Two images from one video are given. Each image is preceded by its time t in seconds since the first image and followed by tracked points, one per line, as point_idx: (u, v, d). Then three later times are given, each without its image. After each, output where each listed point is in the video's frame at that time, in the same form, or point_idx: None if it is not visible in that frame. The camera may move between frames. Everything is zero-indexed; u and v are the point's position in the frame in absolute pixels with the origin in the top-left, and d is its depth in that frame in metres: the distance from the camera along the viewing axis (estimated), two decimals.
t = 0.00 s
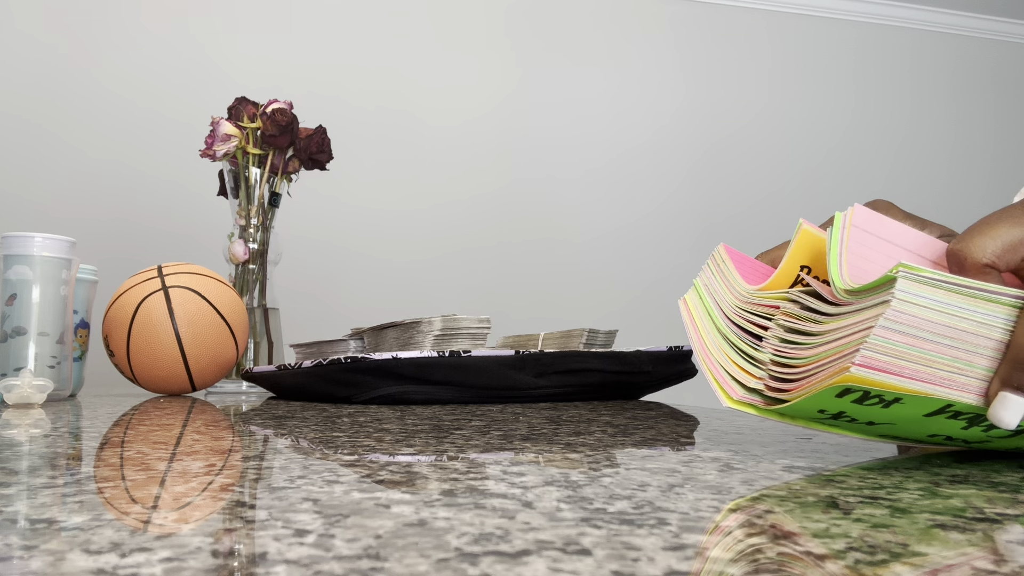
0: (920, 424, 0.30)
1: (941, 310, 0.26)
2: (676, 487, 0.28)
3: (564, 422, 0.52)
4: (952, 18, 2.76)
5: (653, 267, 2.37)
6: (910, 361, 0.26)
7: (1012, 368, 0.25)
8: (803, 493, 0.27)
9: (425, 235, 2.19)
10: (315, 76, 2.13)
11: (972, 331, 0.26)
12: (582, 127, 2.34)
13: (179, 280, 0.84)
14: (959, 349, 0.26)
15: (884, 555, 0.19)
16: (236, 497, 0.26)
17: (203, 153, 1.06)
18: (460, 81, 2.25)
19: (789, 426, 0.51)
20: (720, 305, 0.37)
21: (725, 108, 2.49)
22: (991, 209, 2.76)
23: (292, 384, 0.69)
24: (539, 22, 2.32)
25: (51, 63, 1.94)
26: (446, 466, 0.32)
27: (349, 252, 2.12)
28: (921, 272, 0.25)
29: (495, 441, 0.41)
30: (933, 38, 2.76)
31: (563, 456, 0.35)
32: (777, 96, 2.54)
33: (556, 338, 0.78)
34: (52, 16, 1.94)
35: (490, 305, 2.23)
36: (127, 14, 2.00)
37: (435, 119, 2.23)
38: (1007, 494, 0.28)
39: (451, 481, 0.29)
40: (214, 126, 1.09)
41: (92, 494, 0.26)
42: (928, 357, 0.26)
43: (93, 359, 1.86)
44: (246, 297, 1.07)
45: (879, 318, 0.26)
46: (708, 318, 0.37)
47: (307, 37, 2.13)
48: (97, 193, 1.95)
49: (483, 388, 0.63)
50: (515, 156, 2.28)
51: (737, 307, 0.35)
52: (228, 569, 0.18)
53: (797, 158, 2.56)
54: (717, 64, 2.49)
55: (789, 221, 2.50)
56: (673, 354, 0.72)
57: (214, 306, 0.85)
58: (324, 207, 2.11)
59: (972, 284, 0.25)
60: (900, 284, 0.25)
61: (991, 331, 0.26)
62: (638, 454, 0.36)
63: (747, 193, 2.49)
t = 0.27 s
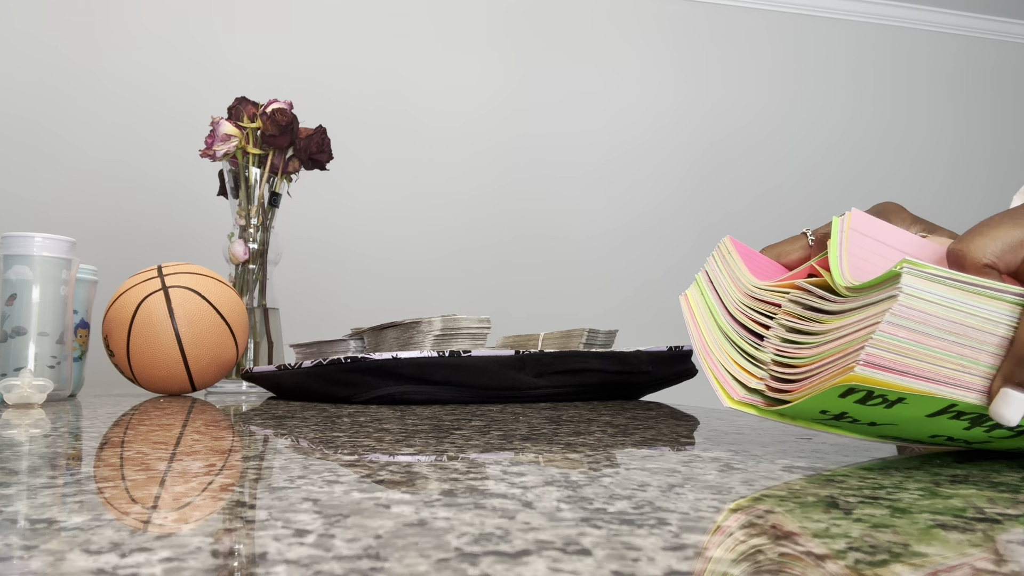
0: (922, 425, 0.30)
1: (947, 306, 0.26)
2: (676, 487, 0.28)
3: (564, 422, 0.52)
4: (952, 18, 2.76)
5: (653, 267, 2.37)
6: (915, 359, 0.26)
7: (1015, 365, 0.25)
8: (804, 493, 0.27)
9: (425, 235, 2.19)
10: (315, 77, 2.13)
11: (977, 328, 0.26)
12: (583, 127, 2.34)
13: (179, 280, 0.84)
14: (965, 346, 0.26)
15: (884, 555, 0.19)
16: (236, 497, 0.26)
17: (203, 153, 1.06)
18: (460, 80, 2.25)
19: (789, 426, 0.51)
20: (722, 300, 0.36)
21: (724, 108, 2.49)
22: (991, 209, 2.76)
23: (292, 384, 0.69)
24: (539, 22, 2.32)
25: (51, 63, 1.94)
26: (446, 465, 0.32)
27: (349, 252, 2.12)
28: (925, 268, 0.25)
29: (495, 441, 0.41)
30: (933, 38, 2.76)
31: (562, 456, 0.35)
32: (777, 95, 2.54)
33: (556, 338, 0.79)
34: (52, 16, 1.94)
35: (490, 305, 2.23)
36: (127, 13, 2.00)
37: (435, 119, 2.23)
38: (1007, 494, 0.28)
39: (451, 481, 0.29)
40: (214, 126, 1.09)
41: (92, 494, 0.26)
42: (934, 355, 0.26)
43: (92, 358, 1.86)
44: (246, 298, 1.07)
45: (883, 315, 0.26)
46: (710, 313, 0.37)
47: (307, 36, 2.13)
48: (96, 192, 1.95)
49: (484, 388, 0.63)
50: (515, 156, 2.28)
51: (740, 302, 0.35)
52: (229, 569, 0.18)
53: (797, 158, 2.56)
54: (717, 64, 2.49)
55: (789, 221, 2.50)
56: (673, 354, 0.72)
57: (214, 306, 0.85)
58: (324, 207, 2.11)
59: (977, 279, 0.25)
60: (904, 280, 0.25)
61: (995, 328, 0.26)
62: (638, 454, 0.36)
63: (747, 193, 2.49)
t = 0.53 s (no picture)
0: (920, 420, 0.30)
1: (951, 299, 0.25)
2: (675, 487, 0.28)
3: (564, 422, 0.52)
4: (952, 18, 2.76)
5: (653, 266, 2.37)
6: (916, 353, 0.26)
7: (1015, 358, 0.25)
8: (804, 493, 0.27)
9: (426, 235, 2.19)
10: (317, 77, 2.14)
11: (979, 321, 0.26)
12: (583, 127, 2.34)
13: (179, 280, 0.84)
14: (966, 339, 0.26)
15: (884, 555, 0.19)
16: (236, 497, 0.26)
17: (203, 154, 1.06)
18: (460, 80, 2.25)
19: (789, 426, 0.51)
20: (724, 294, 0.36)
21: (723, 107, 2.49)
22: (992, 209, 2.76)
23: (292, 384, 0.69)
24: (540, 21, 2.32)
25: (51, 62, 1.94)
26: (446, 465, 0.32)
27: (349, 252, 2.12)
28: (928, 261, 0.25)
29: (495, 441, 0.41)
30: (934, 38, 2.76)
31: (562, 456, 0.35)
32: (777, 95, 2.54)
33: (556, 338, 0.78)
34: (53, 16, 1.95)
35: (490, 305, 2.23)
36: (127, 13, 2.00)
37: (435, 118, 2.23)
38: (1008, 493, 0.28)
39: (451, 481, 0.29)
40: (214, 126, 1.08)
41: (92, 494, 0.26)
42: (937, 348, 0.26)
43: (92, 358, 1.86)
44: (246, 297, 1.07)
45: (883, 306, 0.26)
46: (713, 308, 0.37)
47: (307, 36, 2.13)
48: (97, 192, 1.95)
49: (484, 388, 0.63)
50: (516, 156, 2.28)
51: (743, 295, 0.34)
52: (229, 569, 0.18)
53: (797, 158, 2.56)
54: (718, 65, 2.49)
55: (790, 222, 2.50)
56: (673, 354, 0.72)
57: (214, 306, 0.85)
58: (324, 206, 2.11)
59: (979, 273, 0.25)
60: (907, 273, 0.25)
61: (998, 321, 0.26)
62: (638, 454, 0.36)
63: (747, 193, 2.49)
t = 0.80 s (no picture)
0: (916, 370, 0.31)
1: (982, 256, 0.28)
2: (675, 487, 0.28)
3: (564, 422, 0.52)
4: (952, 18, 2.76)
5: (653, 267, 2.37)
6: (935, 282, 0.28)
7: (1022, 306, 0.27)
8: (804, 492, 0.27)
9: (425, 235, 2.19)
10: (317, 77, 2.14)
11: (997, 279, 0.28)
12: (582, 127, 2.34)
13: (179, 280, 0.84)
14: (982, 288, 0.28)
15: (884, 555, 0.19)
16: (236, 497, 0.26)
17: (203, 154, 1.05)
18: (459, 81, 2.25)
19: (789, 426, 0.50)
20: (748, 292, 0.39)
21: (722, 107, 2.49)
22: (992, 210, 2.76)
23: (292, 384, 0.69)
24: (538, 21, 2.32)
25: (51, 62, 1.94)
26: (446, 465, 0.32)
27: (349, 253, 2.12)
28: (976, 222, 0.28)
29: (495, 441, 0.41)
30: (933, 38, 2.76)
31: (563, 456, 0.35)
32: (776, 96, 2.54)
33: (556, 338, 0.78)
34: (53, 16, 1.95)
35: (490, 305, 2.23)
36: (127, 13, 2.00)
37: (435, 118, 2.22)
38: (1007, 494, 0.27)
39: (451, 481, 0.29)
40: (214, 127, 1.08)
41: (91, 494, 0.26)
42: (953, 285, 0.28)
43: (92, 358, 1.86)
44: (246, 297, 1.07)
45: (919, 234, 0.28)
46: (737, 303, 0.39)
47: (307, 36, 2.13)
48: (97, 193, 1.95)
49: (484, 388, 0.63)
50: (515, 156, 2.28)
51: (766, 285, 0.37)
52: (229, 569, 0.18)
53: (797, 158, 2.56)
54: (717, 65, 2.49)
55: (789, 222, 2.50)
56: (672, 354, 0.72)
57: (214, 306, 0.85)
58: (324, 207, 2.11)
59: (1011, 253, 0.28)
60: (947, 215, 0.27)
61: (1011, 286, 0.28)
62: (638, 454, 0.36)
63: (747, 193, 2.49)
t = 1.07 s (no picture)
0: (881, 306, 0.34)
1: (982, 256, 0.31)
2: (676, 487, 0.28)
3: (564, 422, 0.52)
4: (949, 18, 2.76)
5: (651, 267, 2.37)
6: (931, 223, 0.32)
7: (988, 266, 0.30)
8: (804, 493, 0.27)
9: (425, 235, 2.19)
10: (317, 77, 2.14)
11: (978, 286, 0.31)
12: (579, 127, 2.34)
13: (179, 280, 0.84)
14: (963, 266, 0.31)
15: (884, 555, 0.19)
16: (236, 497, 0.26)
17: (203, 154, 1.06)
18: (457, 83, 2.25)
19: (790, 426, 0.50)
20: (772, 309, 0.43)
21: (720, 106, 2.49)
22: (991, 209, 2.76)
23: (292, 383, 0.69)
24: (536, 22, 2.32)
25: (51, 63, 1.94)
26: (446, 465, 0.32)
27: (349, 253, 2.12)
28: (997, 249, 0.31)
29: (496, 440, 0.41)
30: (930, 38, 2.76)
31: (563, 456, 0.35)
32: (774, 96, 2.54)
33: (556, 338, 0.78)
34: (52, 16, 1.95)
35: (490, 305, 2.23)
36: (126, 13, 2.00)
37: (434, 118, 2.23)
38: (1008, 494, 0.28)
39: (451, 481, 0.29)
40: (214, 127, 1.08)
41: (92, 494, 0.26)
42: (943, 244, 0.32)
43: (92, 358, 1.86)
44: (246, 297, 1.07)
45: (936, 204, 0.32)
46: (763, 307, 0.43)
47: (306, 36, 2.13)
48: (96, 194, 1.95)
49: (484, 388, 0.63)
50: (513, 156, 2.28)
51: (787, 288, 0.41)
52: (229, 569, 0.18)
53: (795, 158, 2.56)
54: (715, 65, 2.49)
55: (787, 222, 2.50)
56: (672, 354, 0.72)
57: (214, 306, 0.85)
58: (324, 207, 2.11)
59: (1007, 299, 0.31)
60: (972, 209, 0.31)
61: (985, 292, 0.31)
62: (639, 454, 0.36)
63: (745, 193, 2.49)
